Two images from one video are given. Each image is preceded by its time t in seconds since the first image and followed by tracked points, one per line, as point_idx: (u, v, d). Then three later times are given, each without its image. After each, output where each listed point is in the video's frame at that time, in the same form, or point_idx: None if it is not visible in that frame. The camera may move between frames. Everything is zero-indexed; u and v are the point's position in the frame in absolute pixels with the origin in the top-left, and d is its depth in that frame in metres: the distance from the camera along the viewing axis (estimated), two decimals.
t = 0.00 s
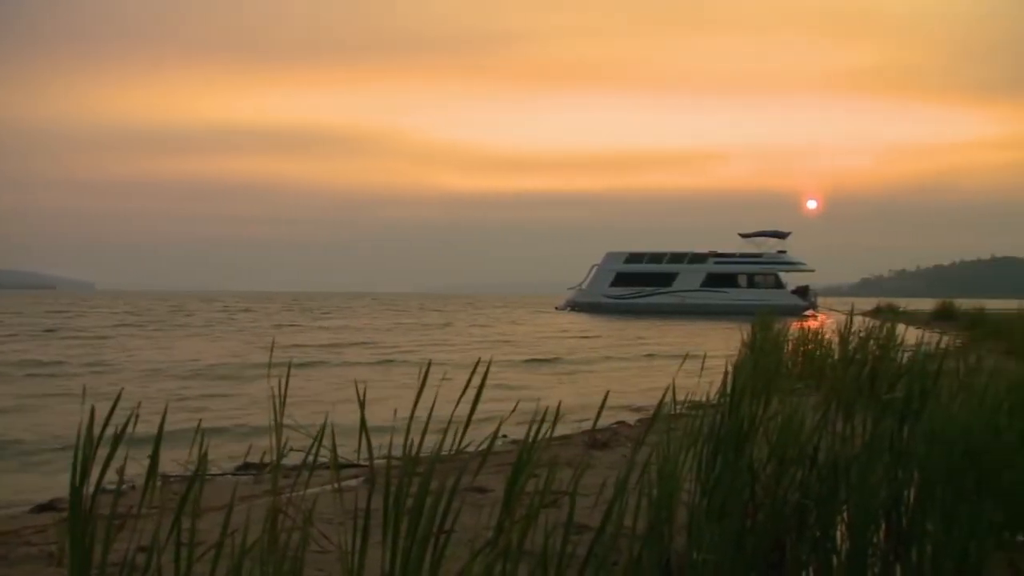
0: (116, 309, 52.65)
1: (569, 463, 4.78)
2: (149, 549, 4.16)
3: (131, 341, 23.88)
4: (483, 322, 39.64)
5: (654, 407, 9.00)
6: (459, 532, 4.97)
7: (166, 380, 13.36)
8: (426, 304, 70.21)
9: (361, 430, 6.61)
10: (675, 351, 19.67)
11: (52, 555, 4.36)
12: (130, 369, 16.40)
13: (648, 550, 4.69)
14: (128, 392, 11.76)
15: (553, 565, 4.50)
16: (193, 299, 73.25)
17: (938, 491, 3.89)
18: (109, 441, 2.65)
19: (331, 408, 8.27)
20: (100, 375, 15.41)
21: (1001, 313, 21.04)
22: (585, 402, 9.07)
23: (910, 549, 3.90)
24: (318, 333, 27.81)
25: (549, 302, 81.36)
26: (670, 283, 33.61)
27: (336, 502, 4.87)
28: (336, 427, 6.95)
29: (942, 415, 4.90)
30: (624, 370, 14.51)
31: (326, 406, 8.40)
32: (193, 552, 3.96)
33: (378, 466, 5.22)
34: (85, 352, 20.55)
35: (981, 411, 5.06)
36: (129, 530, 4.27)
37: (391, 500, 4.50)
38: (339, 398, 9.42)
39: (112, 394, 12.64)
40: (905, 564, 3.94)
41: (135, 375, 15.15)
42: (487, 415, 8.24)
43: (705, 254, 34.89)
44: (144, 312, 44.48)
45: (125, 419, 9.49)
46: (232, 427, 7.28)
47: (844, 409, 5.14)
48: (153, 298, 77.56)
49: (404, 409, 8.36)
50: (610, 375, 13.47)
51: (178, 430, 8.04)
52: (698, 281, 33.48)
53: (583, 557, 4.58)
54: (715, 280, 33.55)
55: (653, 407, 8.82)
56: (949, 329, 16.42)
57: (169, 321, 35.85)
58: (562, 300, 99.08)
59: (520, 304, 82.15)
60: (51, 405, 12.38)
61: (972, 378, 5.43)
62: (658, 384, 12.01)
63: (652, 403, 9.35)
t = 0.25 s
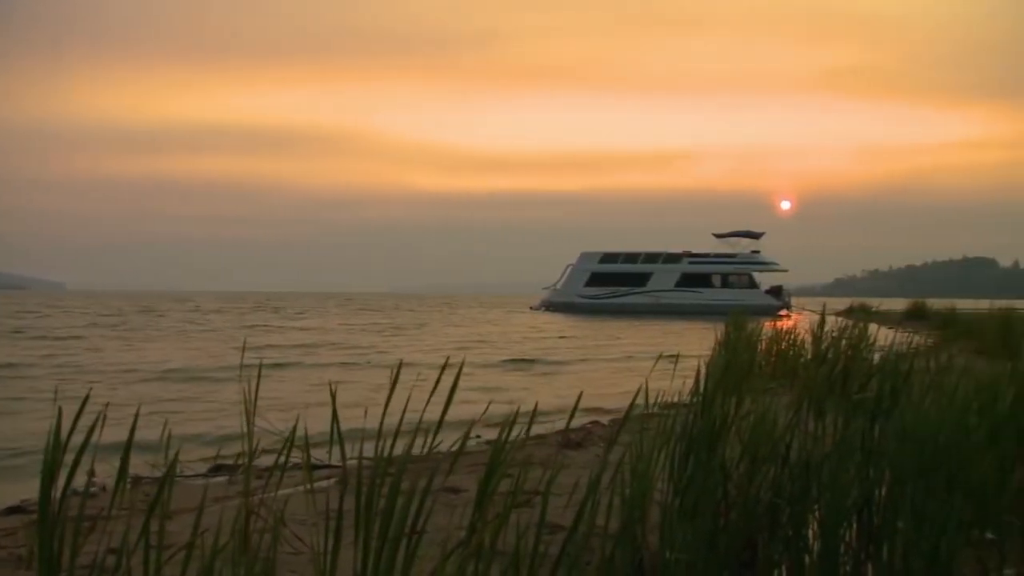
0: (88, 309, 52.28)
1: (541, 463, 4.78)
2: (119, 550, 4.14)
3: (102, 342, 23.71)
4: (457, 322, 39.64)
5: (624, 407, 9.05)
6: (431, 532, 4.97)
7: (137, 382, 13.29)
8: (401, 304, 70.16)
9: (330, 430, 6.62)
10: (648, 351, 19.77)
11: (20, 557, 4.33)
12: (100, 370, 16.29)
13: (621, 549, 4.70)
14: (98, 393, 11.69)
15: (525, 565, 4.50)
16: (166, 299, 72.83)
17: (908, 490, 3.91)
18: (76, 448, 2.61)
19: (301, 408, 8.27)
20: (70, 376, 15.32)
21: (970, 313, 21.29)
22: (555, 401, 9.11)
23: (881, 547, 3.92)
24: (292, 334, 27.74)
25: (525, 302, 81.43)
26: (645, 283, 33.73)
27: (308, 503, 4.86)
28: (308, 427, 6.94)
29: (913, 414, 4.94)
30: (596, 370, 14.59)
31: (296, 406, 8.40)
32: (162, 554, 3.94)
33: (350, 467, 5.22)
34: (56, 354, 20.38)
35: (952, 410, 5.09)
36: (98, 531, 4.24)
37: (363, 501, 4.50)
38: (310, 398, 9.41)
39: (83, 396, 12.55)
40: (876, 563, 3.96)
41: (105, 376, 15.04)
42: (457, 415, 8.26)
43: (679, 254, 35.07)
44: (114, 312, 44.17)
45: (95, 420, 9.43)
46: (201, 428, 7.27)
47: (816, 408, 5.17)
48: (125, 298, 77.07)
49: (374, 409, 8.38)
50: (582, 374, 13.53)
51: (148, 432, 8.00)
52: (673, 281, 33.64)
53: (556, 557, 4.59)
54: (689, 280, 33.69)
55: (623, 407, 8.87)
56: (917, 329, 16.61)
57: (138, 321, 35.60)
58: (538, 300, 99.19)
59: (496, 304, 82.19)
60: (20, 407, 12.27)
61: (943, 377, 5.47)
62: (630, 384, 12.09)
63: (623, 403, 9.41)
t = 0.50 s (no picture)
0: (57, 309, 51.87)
1: (512, 463, 4.79)
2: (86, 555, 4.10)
3: (71, 343, 23.52)
4: (428, 322, 39.63)
5: (593, 408, 9.09)
6: (402, 533, 4.96)
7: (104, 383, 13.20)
8: (375, 304, 70.08)
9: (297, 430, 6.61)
10: (620, 351, 19.84)
11: None
12: (69, 371, 16.16)
13: (591, 549, 4.70)
14: (67, 395, 11.59)
15: (496, 566, 4.50)
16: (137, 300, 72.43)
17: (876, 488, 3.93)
18: (32, 454, 2.54)
19: (268, 409, 8.25)
20: (38, 377, 15.22)
21: (937, 313, 21.50)
22: (524, 402, 9.13)
23: (850, 545, 3.94)
24: (263, 334, 27.65)
25: (499, 302, 81.56)
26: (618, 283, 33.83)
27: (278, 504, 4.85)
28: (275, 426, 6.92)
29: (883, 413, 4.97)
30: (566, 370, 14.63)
31: (262, 407, 8.39)
32: (125, 557, 3.91)
33: (321, 468, 5.21)
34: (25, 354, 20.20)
35: (920, 409, 5.13)
36: (62, 536, 4.21)
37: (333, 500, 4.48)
38: (278, 399, 9.39)
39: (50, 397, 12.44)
40: (844, 560, 3.98)
41: (73, 377, 14.92)
42: (425, 416, 8.28)
43: (652, 254, 35.20)
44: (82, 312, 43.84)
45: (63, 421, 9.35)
46: (167, 429, 7.24)
47: (787, 408, 5.20)
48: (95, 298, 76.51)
49: (342, 409, 8.37)
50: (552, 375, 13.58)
51: (114, 434, 7.95)
52: (645, 281, 33.76)
53: (526, 557, 4.59)
54: (661, 280, 33.83)
55: (591, 408, 8.91)
56: (885, 328, 16.76)
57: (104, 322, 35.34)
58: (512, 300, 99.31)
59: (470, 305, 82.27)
60: None
61: (912, 377, 5.50)
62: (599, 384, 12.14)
63: (592, 403, 9.45)
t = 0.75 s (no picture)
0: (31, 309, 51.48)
1: (489, 463, 4.78)
2: (59, 558, 4.06)
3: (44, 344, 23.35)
4: (405, 322, 39.61)
5: (569, 408, 9.13)
6: (379, 533, 4.95)
7: (76, 384, 13.13)
8: (353, 304, 69.98)
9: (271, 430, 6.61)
10: (598, 351, 19.91)
11: None
12: (42, 372, 16.04)
13: (569, 549, 4.70)
14: (39, 397, 11.51)
15: (472, 566, 4.49)
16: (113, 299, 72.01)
17: (852, 487, 3.95)
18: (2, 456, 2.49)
19: (243, 410, 8.24)
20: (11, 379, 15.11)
21: (911, 314, 21.71)
22: (498, 402, 9.16)
23: (826, 544, 3.95)
24: (241, 334, 27.56)
25: (478, 303, 81.62)
26: (596, 283, 33.94)
27: (254, 505, 4.83)
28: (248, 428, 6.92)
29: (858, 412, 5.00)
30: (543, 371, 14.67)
31: (237, 407, 8.37)
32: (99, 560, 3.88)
33: (297, 469, 5.19)
34: None
35: (895, 407, 5.16)
36: (35, 539, 4.16)
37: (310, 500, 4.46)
38: (254, 399, 9.38)
39: (21, 399, 12.35)
40: (819, 559, 4.00)
41: (45, 378, 14.82)
42: (401, 416, 8.28)
43: (630, 254, 35.30)
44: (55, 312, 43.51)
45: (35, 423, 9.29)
46: (141, 430, 7.21)
47: (763, 407, 5.21)
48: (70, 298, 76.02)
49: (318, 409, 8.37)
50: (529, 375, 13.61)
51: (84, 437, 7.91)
52: (623, 281, 33.89)
53: (503, 556, 4.58)
54: (639, 281, 33.96)
55: (566, 408, 8.94)
56: (860, 328, 16.89)
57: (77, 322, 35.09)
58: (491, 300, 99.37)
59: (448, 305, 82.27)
60: None
61: (887, 376, 5.54)
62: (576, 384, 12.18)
63: (569, 404, 9.48)
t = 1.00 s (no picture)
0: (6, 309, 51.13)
1: (466, 464, 4.78)
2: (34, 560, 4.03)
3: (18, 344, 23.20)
4: (384, 322, 39.58)
5: (543, 407, 9.16)
6: (356, 533, 4.94)
7: (49, 385, 13.06)
8: (333, 303, 69.87)
9: (243, 430, 6.58)
10: (575, 351, 19.96)
11: None
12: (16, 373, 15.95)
13: (546, 548, 4.70)
14: (12, 398, 11.45)
15: (449, 565, 4.49)
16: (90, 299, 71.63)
17: (828, 486, 3.97)
18: None
19: (215, 410, 8.21)
20: None
21: (887, 313, 21.86)
22: (471, 402, 9.18)
23: (802, 543, 3.96)
24: (218, 334, 27.46)
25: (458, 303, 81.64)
26: (575, 283, 34.02)
27: (231, 505, 4.82)
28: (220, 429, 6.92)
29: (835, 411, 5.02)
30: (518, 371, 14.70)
31: (210, 408, 8.35)
32: (73, 562, 3.85)
33: (274, 469, 5.18)
34: None
35: (871, 407, 5.19)
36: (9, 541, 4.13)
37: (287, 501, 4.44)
38: (228, 399, 9.36)
39: None
40: (796, 558, 4.01)
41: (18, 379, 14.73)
42: (374, 416, 8.28)
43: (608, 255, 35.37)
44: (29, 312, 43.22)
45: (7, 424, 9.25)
46: (113, 430, 7.18)
47: (740, 406, 5.23)
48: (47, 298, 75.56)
49: (289, 409, 8.36)
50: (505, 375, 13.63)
51: (56, 438, 7.89)
52: (602, 281, 33.98)
53: (480, 557, 4.58)
54: (618, 280, 34.06)
55: (540, 407, 8.96)
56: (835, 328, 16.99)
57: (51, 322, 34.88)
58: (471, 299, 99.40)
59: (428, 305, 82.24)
60: None
61: (863, 376, 5.56)
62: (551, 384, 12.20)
63: (544, 403, 9.51)
